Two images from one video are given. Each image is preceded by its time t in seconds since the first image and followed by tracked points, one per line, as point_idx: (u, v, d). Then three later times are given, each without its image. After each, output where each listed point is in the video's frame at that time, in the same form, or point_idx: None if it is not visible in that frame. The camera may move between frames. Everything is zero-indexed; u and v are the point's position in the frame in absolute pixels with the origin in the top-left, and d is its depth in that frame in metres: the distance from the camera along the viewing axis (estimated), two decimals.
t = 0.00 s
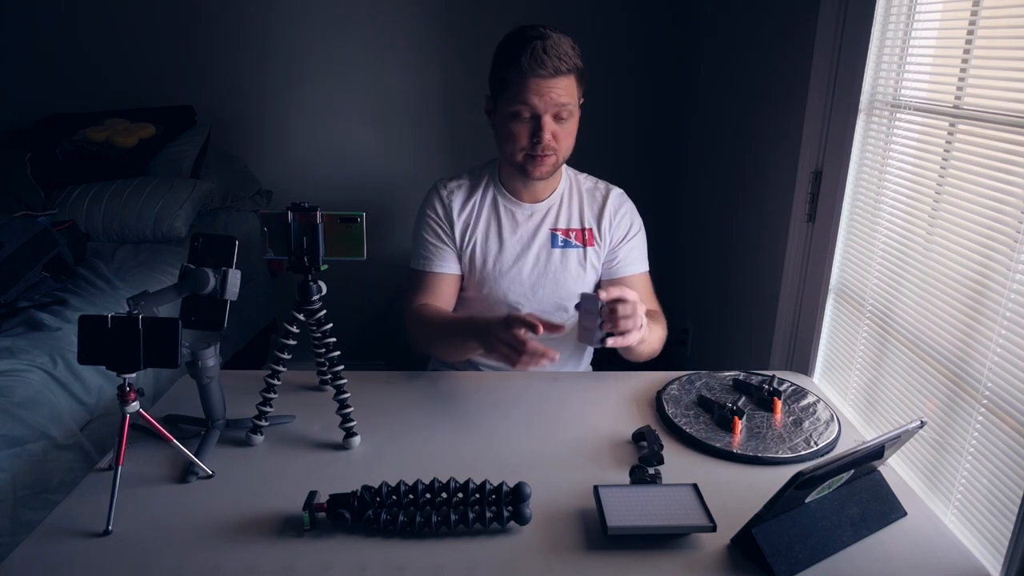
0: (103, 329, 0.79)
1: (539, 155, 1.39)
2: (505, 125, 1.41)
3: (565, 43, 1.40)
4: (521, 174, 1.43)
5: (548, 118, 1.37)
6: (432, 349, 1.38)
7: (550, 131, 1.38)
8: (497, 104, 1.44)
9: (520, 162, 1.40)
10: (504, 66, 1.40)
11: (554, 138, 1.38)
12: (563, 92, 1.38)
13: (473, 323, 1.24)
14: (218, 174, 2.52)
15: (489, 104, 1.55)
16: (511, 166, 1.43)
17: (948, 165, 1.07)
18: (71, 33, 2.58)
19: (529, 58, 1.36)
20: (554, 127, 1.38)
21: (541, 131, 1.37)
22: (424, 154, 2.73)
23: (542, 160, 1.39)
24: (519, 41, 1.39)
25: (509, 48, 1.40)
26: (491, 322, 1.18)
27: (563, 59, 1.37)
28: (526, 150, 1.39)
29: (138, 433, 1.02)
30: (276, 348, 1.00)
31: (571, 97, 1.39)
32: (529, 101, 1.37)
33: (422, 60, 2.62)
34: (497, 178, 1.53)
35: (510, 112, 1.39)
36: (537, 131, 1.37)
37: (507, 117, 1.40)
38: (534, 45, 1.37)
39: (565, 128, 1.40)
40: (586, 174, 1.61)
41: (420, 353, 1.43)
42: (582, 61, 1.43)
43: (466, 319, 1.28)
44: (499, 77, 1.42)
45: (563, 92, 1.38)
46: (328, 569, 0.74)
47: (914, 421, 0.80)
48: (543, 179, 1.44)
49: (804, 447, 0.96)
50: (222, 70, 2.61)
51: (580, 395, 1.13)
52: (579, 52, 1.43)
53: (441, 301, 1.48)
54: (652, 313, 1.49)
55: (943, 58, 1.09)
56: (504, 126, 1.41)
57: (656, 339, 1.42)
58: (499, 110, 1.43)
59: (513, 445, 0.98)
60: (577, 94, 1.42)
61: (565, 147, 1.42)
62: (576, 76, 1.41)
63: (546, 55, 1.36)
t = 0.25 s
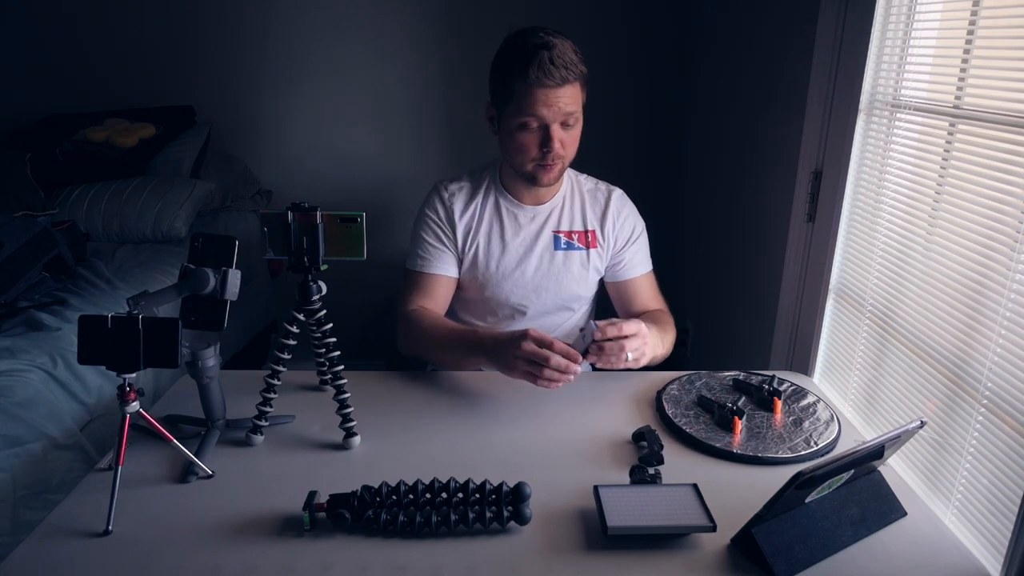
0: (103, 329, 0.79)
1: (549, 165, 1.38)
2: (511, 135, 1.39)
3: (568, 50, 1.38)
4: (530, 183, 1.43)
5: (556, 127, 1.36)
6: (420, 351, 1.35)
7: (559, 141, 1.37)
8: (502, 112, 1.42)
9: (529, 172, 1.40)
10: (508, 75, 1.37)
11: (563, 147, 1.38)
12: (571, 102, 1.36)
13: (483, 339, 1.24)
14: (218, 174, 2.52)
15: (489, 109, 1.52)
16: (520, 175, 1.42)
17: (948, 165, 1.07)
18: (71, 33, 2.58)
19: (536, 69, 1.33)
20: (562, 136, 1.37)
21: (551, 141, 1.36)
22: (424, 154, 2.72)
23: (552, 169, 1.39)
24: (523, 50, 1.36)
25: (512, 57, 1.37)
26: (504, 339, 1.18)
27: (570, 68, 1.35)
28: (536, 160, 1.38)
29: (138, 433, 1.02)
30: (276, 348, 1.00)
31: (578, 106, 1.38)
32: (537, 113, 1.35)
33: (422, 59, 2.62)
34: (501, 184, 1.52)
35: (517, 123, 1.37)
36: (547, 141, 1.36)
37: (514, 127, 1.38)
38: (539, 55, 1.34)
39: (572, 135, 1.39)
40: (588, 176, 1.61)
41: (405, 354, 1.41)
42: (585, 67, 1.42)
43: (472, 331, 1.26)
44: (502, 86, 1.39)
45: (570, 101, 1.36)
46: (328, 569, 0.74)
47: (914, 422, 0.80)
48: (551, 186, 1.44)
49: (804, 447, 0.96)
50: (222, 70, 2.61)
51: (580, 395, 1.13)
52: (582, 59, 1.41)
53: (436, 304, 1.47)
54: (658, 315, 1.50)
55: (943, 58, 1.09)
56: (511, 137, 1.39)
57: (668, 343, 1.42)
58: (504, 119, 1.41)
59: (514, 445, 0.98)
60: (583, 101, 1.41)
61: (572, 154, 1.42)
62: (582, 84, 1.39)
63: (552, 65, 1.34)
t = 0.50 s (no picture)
0: (103, 329, 0.79)
1: (565, 172, 1.36)
2: (528, 140, 1.36)
3: (591, 59, 1.37)
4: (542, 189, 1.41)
5: (574, 134, 1.34)
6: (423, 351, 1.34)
7: (577, 149, 1.35)
8: (518, 117, 1.39)
9: (543, 178, 1.38)
10: (529, 80, 1.35)
11: (580, 156, 1.36)
12: (592, 111, 1.35)
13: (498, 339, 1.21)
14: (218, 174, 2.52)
15: (503, 113, 1.50)
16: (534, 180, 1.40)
17: (948, 165, 1.07)
18: (71, 33, 2.58)
19: (560, 75, 1.32)
20: (580, 144, 1.36)
21: (569, 149, 1.34)
22: (424, 154, 2.72)
23: (568, 178, 1.37)
24: (546, 56, 1.35)
25: (534, 62, 1.35)
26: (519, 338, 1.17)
27: (593, 77, 1.34)
28: (553, 167, 1.36)
29: (138, 432, 1.02)
30: (276, 348, 1.00)
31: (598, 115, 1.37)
32: (557, 119, 1.33)
33: (422, 60, 2.62)
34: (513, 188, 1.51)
35: (536, 129, 1.35)
36: (565, 149, 1.34)
37: (532, 133, 1.35)
38: (564, 62, 1.33)
39: (589, 145, 1.38)
40: (593, 178, 1.61)
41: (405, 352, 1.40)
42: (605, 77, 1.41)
43: (484, 331, 1.25)
44: (522, 90, 1.37)
45: (591, 110, 1.35)
46: (328, 569, 0.74)
47: (914, 422, 0.80)
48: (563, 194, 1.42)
49: (804, 447, 0.96)
50: (222, 70, 2.61)
51: (581, 395, 1.13)
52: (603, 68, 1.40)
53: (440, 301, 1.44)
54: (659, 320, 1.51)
55: (943, 58, 1.09)
56: (528, 141, 1.37)
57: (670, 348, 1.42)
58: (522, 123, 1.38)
59: (514, 445, 0.98)
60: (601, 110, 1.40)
61: (587, 163, 1.40)
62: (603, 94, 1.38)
63: (576, 73, 1.33)
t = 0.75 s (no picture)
0: (103, 329, 0.79)
1: (588, 180, 1.33)
2: (553, 145, 1.33)
3: (623, 67, 1.32)
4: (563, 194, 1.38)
5: (600, 143, 1.30)
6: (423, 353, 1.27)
7: (602, 158, 1.32)
8: (544, 120, 1.35)
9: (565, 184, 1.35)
10: (558, 84, 1.30)
11: (604, 165, 1.33)
12: (621, 120, 1.31)
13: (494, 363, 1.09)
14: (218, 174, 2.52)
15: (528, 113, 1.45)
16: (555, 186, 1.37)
17: (948, 165, 1.07)
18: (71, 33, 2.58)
19: (592, 83, 1.27)
20: (605, 153, 1.32)
21: (594, 157, 1.31)
22: (424, 154, 2.72)
23: (590, 186, 1.34)
24: (579, 61, 1.30)
25: (566, 66, 1.31)
26: (513, 371, 1.04)
27: (625, 86, 1.29)
28: (575, 175, 1.33)
29: (138, 432, 1.02)
30: (276, 348, 1.00)
31: (626, 124, 1.33)
32: (585, 127, 1.28)
33: (422, 60, 2.62)
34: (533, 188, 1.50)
35: (561, 135, 1.31)
36: (590, 157, 1.31)
37: (557, 138, 1.31)
38: (596, 69, 1.28)
39: (614, 153, 1.34)
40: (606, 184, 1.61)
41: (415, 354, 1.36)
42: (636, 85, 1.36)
43: (483, 350, 1.13)
44: (550, 94, 1.32)
45: (620, 119, 1.31)
46: (328, 569, 0.74)
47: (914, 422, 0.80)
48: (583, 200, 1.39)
49: (804, 447, 0.96)
50: (222, 70, 2.61)
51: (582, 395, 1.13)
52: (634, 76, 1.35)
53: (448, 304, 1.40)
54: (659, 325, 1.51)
55: (943, 58, 1.09)
56: (552, 147, 1.33)
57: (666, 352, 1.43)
58: (547, 127, 1.34)
59: (515, 445, 0.98)
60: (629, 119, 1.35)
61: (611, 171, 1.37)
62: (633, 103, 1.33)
63: (608, 81, 1.28)
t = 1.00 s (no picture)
0: (103, 329, 0.79)
1: (607, 185, 1.33)
2: (573, 149, 1.32)
3: (646, 71, 1.31)
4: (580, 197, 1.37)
5: (621, 148, 1.30)
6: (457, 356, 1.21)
7: (623, 163, 1.31)
8: (565, 124, 1.34)
9: (584, 188, 1.34)
10: (581, 87, 1.29)
11: (624, 170, 1.32)
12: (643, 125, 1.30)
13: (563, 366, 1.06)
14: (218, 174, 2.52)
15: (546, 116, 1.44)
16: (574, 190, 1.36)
17: (948, 165, 1.07)
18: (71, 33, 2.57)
19: (617, 87, 1.26)
20: (626, 158, 1.32)
21: (615, 162, 1.30)
22: (424, 154, 2.72)
23: (609, 190, 1.33)
24: (602, 65, 1.29)
25: (589, 69, 1.29)
26: (599, 379, 1.01)
27: (649, 91, 1.28)
28: (595, 179, 1.32)
29: (137, 432, 1.02)
30: (276, 348, 1.00)
31: (648, 129, 1.32)
32: (607, 131, 1.28)
33: (422, 60, 2.62)
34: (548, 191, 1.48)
35: (582, 139, 1.30)
36: (611, 162, 1.30)
37: (578, 142, 1.31)
38: (620, 72, 1.27)
39: (634, 158, 1.34)
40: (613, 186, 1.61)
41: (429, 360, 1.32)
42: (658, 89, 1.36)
43: (548, 353, 1.10)
44: (572, 97, 1.31)
45: (643, 124, 1.30)
46: (328, 569, 0.74)
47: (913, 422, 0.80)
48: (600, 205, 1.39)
49: (804, 447, 0.96)
50: (222, 70, 2.61)
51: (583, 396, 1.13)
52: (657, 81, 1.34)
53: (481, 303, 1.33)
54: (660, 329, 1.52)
55: (943, 58, 1.09)
56: (573, 150, 1.32)
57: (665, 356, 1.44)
58: (568, 131, 1.33)
59: (516, 446, 0.98)
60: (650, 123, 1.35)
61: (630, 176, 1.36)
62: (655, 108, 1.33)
63: (633, 85, 1.27)
